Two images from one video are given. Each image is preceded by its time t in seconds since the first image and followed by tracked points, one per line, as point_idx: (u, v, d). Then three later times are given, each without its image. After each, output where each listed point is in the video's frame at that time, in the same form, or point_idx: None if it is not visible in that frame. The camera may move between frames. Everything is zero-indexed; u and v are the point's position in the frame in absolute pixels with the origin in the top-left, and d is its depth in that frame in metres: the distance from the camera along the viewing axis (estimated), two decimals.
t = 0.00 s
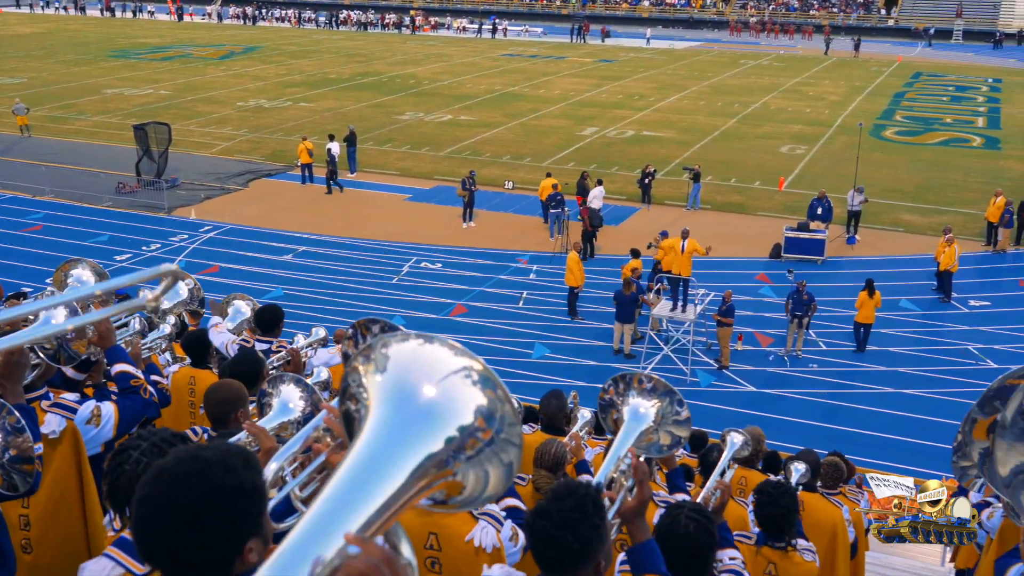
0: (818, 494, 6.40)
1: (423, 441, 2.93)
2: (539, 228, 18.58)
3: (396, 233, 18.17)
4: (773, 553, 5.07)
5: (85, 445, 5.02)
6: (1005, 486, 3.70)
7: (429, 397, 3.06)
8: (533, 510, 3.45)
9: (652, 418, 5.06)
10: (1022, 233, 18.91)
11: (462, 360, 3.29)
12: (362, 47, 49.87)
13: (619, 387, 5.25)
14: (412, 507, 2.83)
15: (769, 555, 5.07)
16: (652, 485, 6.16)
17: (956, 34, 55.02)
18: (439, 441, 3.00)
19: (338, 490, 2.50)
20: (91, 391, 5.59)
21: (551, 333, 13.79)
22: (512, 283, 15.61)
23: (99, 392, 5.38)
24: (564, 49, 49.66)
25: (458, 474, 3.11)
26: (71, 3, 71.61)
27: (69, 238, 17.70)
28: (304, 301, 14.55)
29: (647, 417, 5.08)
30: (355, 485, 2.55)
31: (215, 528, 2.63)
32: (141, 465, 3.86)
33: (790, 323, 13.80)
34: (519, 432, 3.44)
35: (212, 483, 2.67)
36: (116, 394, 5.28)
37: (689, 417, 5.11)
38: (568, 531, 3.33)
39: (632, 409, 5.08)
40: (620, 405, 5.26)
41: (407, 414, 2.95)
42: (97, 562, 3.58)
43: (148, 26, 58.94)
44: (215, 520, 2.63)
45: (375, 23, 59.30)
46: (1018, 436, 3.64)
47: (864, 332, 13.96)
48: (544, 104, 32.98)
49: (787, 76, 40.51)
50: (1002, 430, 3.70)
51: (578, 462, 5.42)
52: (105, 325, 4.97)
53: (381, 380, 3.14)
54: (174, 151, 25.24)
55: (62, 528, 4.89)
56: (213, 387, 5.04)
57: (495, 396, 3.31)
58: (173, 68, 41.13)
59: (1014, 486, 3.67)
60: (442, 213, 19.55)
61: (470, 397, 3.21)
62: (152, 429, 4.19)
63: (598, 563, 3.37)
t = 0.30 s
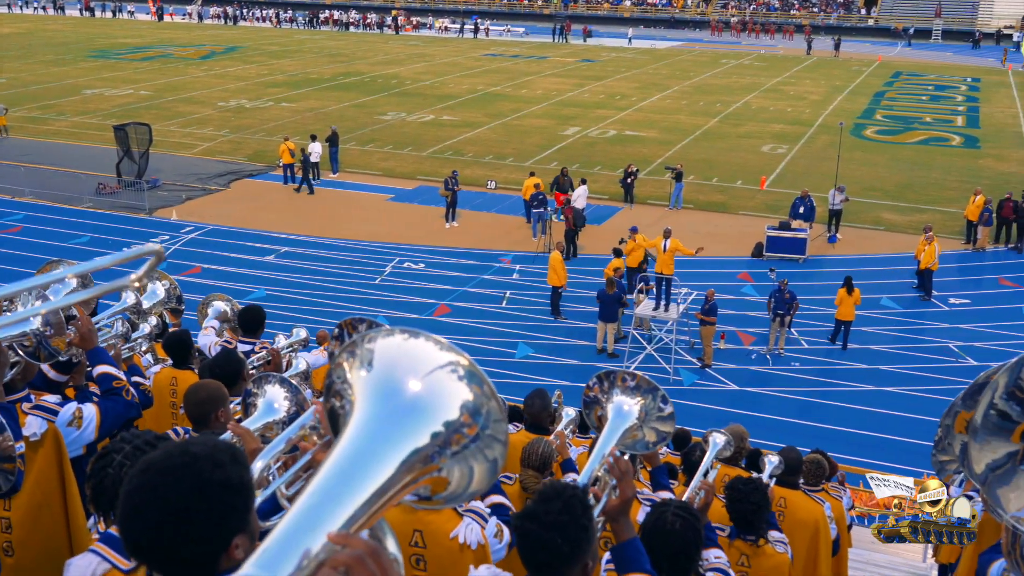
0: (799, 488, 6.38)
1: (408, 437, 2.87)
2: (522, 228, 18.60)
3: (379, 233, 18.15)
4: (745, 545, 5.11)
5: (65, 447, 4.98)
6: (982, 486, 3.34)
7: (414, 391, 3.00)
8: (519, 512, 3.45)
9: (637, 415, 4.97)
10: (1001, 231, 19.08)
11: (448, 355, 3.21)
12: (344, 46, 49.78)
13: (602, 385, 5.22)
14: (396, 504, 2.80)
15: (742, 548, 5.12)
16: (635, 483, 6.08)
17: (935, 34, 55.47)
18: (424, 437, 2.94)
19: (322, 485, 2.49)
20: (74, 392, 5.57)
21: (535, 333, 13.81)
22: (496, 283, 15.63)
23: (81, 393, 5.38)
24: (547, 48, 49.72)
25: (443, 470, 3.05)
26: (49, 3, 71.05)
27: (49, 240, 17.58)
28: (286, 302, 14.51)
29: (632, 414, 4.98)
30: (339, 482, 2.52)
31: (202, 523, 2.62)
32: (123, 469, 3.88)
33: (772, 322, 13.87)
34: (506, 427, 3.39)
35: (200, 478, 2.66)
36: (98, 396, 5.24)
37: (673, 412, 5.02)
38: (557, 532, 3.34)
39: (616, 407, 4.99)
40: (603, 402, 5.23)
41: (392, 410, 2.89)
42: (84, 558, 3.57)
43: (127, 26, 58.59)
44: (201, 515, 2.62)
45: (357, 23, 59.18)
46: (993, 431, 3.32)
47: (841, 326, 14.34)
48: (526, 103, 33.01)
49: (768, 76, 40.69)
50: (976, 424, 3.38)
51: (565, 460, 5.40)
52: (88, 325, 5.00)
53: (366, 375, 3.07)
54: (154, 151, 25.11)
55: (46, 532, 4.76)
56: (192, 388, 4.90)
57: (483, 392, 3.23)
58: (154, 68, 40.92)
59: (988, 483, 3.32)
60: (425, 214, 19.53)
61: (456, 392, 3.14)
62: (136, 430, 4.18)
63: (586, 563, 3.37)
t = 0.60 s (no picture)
0: (787, 486, 6.39)
1: (398, 442, 2.83)
2: (509, 228, 18.61)
3: (366, 233, 18.14)
4: (722, 542, 5.10)
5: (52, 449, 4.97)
6: (971, 475, 3.27)
7: (405, 394, 2.96)
8: (509, 512, 3.45)
9: (623, 412, 4.93)
10: (985, 229, 19.19)
11: (440, 360, 3.17)
12: (330, 47, 49.72)
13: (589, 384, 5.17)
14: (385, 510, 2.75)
15: (719, 544, 5.12)
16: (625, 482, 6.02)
17: (920, 33, 55.78)
18: (414, 443, 2.89)
19: (311, 488, 2.47)
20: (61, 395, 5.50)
21: (523, 332, 13.82)
22: (484, 283, 15.63)
23: (68, 395, 5.36)
24: (533, 48, 49.77)
25: (433, 475, 3.01)
26: (31, 3, 70.60)
27: (33, 241, 17.49)
28: (273, 303, 14.49)
29: (618, 412, 4.94)
30: (329, 486, 2.49)
31: (192, 523, 2.61)
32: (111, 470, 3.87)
33: (759, 321, 13.92)
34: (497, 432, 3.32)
35: (190, 472, 2.65)
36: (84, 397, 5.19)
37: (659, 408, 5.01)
38: (548, 532, 3.33)
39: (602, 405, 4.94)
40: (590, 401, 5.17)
41: (382, 415, 2.85)
42: (73, 558, 3.56)
43: (112, 26, 58.33)
44: (191, 511, 2.61)
45: (344, 23, 59.08)
46: (987, 421, 3.20)
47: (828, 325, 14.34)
48: (512, 103, 33.03)
49: (754, 75, 40.81)
50: (969, 411, 3.25)
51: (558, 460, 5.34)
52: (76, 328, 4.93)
53: (356, 380, 3.02)
54: (139, 152, 25.02)
55: (35, 535, 4.74)
56: (178, 388, 4.83)
57: (474, 398, 3.18)
58: (139, 68, 40.76)
59: (978, 474, 3.24)
60: (412, 214, 19.51)
61: (447, 397, 3.09)
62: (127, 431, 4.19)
63: (576, 562, 3.37)
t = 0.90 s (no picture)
0: (778, 483, 6.39)
1: (391, 440, 2.78)
2: (499, 228, 18.60)
3: (356, 233, 18.12)
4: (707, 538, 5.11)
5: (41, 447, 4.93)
6: (963, 471, 3.32)
7: (397, 390, 2.92)
8: (500, 510, 3.44)
9: (614, 407, 4.90)
10: (973, 227, 19.27)
11: (433, 356, 3.12)
12: (319, 46, 49.67)
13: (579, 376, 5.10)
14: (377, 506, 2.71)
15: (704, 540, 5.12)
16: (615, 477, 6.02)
17: (907, 33, 56.01)
18: (406, 440, 2.85)
19: (303, 486, 2.42)
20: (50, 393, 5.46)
21: (514, 332, 13.81)
22: (474, 282, 15.62)
23: (57, 395, 5.32)
24: (522, 48, 49.79)
25: (425, 471, 2.96)
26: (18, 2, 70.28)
27: (21, 241, 17.43)
28: (263, 303, 14.47)
29: (608, 406, 4.91)
30: (322, 484, 2.45)
31: (180, 519, 2.61)
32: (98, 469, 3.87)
33: (749, 320, 13.96)
34: (490, 428, 3.28)
35: (178, 468, 2.63)
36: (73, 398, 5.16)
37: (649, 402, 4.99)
38: (537, 531, 3.33)
39: (592, 400, 4.90)
40: (581, 395, 5.11)
41: (375, 412, 2.80)
42: (60, 555, 3.49)
43: (100, 26, 58.11)
44: (179, 507, 2.61)
45: (334, 23, 59.05)
46: (976, 420, 3.23)
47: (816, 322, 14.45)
48: (502, 103, 33.04)
49: (743, 75, 40.91)
50: (959, 411, 3.28)
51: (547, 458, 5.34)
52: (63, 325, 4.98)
53: (347, 374, 2.97)
54: (128, 152, 24.95)
55: (22, 534, 4.68)
56: (167, 387, 4.80)
57: (466, 395, 3.14)
58: (127, 68, 40.65)
59: (971, 470, 3.28)
60: (402, 214, 19.49)
61: (439, 394, 3.04)
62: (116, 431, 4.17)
63: (565, 561, 3.37)
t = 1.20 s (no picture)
0: (771, 485, 6.39)
1: (375, 435, 2.72)
2: (491, 232, 18.60)
3: (348, 238, 18.11)
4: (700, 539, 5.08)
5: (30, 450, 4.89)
6: (956, 469, 3.22)
7: (380, 387, 2.84)
8: (491, 510, 3.44)
9: (610, 412, 4.88)
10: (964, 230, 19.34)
11: (417, 352, 3.05)
12: (310, 51, 49.69)
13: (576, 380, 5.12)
14: (361, 501, 2.64)
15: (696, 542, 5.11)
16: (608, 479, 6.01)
17: (898, 37, 56.31)
18: (390, 436, 2.78)
19: (285, 480, 2.35)
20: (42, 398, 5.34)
21: (506, 336, 13.82)
22: (466, 286, 15.62)
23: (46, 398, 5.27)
24: (514, 52, 49.90)
25: (408, 467, 2.90)
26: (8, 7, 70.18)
27: (12, 246, 17.38)
28: (254, 308, 14.46)
29: (604, 412, 4.89)
30: (304, 477, 2.38)
31: (164, 514, 2.58)
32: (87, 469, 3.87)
33: (741, 323, 13.98)
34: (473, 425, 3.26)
35: (162, 465, 2.61)
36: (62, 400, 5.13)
37: (645, 409, 4.98)
38: (527, 531, 3.32)
39: (589, 405, 4.90)
40: (578, 399, 5.11)
41: (358, 407, 2.73)
42: (45, 554, 3.49)
43: (91, 30, 58.05)
44: (163, 504, 2.58)
45: (326, 27, 59.11)
46: (971, 417, 3.12)
47: (808, 325, 14.49)
48: (494, 107, 33.09)
49: (734, 79, 41.03)
50: (954, 407, 3.18)
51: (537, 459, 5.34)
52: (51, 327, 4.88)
53: (331, 370, 2.90)
54: (119, 156, 24.92)
55: (14, 535, 4.74)
56: (159, 390, 4.78)
57: (450, 391, 3.09)
58: (118, 73, 40.61)
59: (961, 468, 3.19)
60: (395, 218, 19.49)
61: (422, 390, 2.98)
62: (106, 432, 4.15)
63: (553, 562, 3.35)
